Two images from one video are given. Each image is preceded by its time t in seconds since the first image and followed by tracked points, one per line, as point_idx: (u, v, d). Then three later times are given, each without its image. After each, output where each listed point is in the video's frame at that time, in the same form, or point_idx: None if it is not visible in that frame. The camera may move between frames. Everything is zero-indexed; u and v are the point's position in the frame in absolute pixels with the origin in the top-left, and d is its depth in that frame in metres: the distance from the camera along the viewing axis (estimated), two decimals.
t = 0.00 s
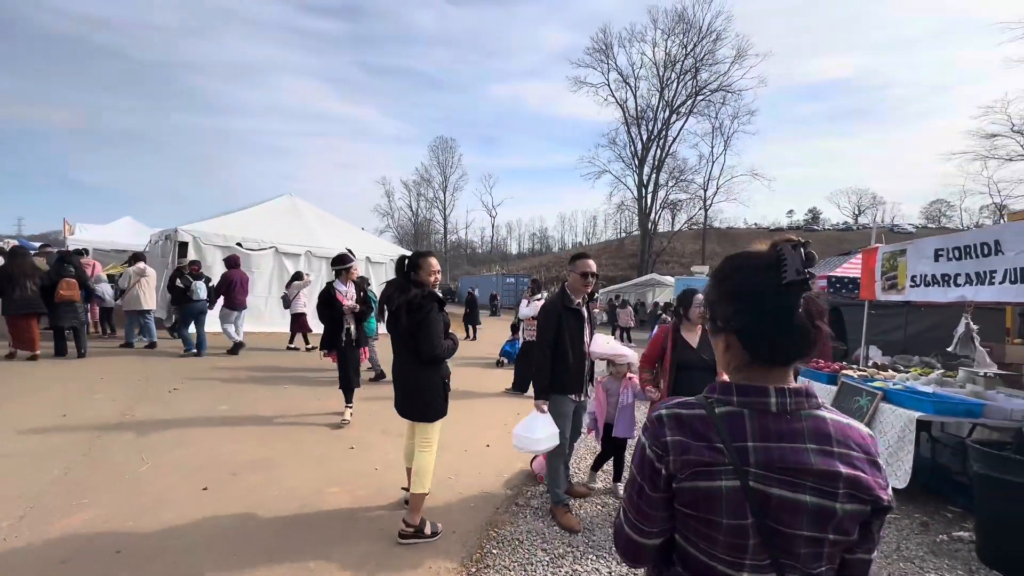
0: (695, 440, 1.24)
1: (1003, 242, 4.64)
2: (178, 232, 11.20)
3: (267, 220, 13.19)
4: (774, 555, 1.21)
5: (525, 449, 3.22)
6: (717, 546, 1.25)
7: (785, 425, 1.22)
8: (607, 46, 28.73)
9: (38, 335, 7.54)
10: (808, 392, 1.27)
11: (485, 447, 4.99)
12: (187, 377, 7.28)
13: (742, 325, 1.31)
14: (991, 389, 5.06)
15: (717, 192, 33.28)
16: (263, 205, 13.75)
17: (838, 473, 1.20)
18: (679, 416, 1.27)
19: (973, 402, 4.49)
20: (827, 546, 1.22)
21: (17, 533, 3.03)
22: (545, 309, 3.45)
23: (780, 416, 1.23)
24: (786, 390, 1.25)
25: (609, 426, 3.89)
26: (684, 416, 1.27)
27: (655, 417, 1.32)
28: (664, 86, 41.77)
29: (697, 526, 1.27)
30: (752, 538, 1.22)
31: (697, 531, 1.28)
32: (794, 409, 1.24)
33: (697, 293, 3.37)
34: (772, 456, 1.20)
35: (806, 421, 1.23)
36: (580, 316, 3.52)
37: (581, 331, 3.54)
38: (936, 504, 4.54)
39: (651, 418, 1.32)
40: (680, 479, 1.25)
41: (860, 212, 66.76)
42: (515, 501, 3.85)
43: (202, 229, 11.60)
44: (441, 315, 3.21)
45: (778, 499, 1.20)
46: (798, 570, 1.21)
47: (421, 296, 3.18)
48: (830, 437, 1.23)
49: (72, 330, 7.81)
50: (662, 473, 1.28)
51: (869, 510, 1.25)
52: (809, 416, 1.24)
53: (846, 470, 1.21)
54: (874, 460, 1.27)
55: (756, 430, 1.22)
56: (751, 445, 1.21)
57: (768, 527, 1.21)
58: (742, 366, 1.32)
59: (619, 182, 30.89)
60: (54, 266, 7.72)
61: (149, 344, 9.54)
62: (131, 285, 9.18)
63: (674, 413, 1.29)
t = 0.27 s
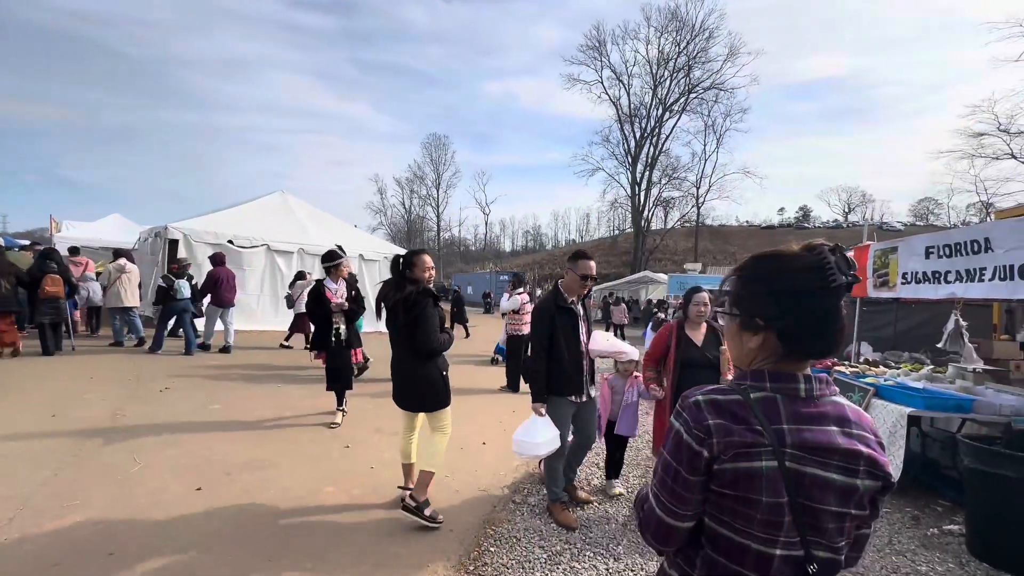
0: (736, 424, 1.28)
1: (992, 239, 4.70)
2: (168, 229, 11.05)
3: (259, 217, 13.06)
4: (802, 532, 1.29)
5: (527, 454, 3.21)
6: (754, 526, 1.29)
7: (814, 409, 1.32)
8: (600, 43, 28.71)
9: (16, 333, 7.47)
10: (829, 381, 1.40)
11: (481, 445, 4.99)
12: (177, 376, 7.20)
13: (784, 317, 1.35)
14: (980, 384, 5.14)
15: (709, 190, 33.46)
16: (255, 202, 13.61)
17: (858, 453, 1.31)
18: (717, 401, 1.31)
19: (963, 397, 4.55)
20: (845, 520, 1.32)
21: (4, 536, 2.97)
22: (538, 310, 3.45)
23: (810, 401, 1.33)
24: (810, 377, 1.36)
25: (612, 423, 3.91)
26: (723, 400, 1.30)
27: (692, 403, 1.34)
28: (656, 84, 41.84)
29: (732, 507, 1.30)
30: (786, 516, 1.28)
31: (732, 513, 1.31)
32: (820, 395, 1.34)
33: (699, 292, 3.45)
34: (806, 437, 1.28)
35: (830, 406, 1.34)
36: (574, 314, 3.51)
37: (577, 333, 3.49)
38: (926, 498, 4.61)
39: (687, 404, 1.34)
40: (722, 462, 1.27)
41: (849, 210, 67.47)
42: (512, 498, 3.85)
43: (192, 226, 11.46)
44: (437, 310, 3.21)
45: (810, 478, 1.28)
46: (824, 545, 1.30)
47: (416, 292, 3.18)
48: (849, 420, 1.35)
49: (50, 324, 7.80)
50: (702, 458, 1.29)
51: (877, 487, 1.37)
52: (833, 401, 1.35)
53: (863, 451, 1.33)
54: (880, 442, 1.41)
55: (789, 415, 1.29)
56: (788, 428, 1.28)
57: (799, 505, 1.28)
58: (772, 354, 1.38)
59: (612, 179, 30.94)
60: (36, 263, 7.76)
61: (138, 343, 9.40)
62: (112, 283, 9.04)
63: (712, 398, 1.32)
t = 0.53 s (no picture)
0: (747, 413, 1.26)
1: (988, 236, 4.71)
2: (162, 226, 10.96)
3: (254, 213, 12.99)
4: (805, 520, 1.29)
5: (530, 454, 3.20)
6: (761, 514, 1.28)
7: (816, 400, 1.32)
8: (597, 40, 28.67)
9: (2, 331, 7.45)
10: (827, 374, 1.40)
11: (479, 443, 4.98)
12: (173, 374, 7.16)
13: (791, 314, 1.35)
14: (975, 380, 5.17)
15: (705, 187, 33.50)
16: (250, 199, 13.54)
17: (859, 444, 1.31)
18: (728, 391, 1.29)
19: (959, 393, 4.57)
20: (845, 510, 1.32)
21: None
22: (540, 305, 3.47)
23: (812, 393, 1.32)
24: (812, 370, 1.36)
25: (616, 424, 3.93)
26: (732, 390, 1.29)
27: (702, 392, 1.33)
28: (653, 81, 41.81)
29: (741, 496, 1.29)
30: (791, 505, 1.27)
31: (740, 502, 1.30)
32: (822, 386, 1.34)
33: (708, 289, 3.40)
34: (811, 427, 1.27)
35: (831, 397, 1.34)
36: (575, 315, 3.45)
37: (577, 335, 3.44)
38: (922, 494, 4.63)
39: (698, 394, 1.32)
40: (733, 452, 1.26)
41: (844, 207, 67.77)
42: (511, 496, 3.85)
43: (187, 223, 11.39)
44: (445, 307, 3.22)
45: (815, 468, 1.27)
46: (824, 530, 1.30)
47: (423, 290, 3.17)
48: (848, 411, 1.35)
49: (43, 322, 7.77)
50: (714, 447, 1.27)
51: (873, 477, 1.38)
52: (833, 393, 1.35)
53: (862, 442, 1.33)
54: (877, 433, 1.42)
55: (795, 405, 1.29)
56: (794, 418, 1.27)
57: (803, 494, 1.27)
58: (778, 348, 1.37)
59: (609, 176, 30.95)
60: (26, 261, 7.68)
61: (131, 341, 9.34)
62: (100, 279, 8.94)
63: (722, 388, 1.30)
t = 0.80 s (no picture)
0: (725, 408, 1.26)
1: (985, 232, 4.72)
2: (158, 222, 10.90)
3: (251, 209, 12.93)
4: (776, 509, 1.30)
5: (529, 452, 3.18)
6: (738, 505, 1.28)
7: (786, 392, 1.33)
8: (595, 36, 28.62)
9: None
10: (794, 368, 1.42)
11: (477, 440, 4.97)
12: (171, 371, 7.13)
13: (770, 313, 1.34)
14: (972, 377, 5.20)
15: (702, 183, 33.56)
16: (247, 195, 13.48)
17: (826, 433, 1.33)
18: (706, 387, 1.28)
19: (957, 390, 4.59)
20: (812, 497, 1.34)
21: None
22: (555, 301, 3.48)
23: (782, 385, 1.34)
24: (782, 364, 1.37)
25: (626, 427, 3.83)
26: (710, 386, 1.28)
27: (681, 388, 1.31)
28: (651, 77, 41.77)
29: (719, 489, 1.29)
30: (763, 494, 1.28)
31: (717, 495, 1.29)
32: (790, 379, 1.36)
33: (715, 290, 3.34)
34: (782, 419, 1.28)
35: (798, 388, 1.36)
36: (588, 314, 3.40)
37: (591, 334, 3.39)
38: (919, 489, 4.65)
39: (677, 390, 1.31)
40: (712, 446, 1.25)
41: (842, 204, 67.93)
42: (510, 492, 3.84)
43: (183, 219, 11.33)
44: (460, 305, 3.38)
45: (787, 458, 1.28)
46: (793, 516, 1.32)
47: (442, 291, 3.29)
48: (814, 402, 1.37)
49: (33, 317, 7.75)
50: (694, 442, 1.26)
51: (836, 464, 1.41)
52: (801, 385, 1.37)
53: (828, 431, 1.35)
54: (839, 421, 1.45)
55: (768, 399, 1.29)
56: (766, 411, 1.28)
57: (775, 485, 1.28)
58: (754, 344, 1.37)
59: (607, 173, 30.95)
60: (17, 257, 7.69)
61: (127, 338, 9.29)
62: (94, 275, 8.89)
63: (701, 383, 1.29)
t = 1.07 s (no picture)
0: (673, 413, 1.25)
1: (984, 229, 4.73)
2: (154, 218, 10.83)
3: (248, 206, 12.87)
4: (723, 500, 1.31)
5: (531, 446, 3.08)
6: (686, 501, 1.28)
7: (731, 387, 1.33)
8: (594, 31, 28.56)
9: None
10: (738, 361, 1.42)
11: (476, 437, 4.96)
12: (169, 369, 7.10)
13: (717, 311, 1.34)
14: (969, 372, 5.21)
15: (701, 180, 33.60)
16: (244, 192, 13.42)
17: (767, 422, 1.35)
18: (655, 394, 1.26)
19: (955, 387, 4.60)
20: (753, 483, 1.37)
21: None
22: (580, 302, 3.44)
23: (726, 380, 1.34)
24: (726, 361, 1.37)
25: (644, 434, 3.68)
26: (658, 392, 1.27)
27: (632, 397, 1.28)
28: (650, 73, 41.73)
29: (670, 490, 1.27)
30: (710, 489, 1.28)
31: (668, 496, 1.28)
32: (733, 374, 1.36)
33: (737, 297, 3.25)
34: (728, 415, 1.28)
35: (740, 380, 1.37)
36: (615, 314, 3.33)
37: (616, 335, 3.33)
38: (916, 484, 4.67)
39: (628, 398, 1.28)
40: (664, 451, 1.23)
41: (838, 200, 68.09)
42: (509, 489, 3.84)
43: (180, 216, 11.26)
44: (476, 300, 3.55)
45: (733, 452, 1.29)
46: (736, 504, 1.34)
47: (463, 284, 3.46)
48: (755, 392, 1.38)
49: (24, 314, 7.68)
50: (646, 449, 1.23)
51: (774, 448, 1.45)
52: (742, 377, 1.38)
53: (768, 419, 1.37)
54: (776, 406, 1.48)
55: (713, 397, 1.29)
56: (711, 409, 1.27)
57: (721, 478, 1.29)
58: (699, 342, 1.37)
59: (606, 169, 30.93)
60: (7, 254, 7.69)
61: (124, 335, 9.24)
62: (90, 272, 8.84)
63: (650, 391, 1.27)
